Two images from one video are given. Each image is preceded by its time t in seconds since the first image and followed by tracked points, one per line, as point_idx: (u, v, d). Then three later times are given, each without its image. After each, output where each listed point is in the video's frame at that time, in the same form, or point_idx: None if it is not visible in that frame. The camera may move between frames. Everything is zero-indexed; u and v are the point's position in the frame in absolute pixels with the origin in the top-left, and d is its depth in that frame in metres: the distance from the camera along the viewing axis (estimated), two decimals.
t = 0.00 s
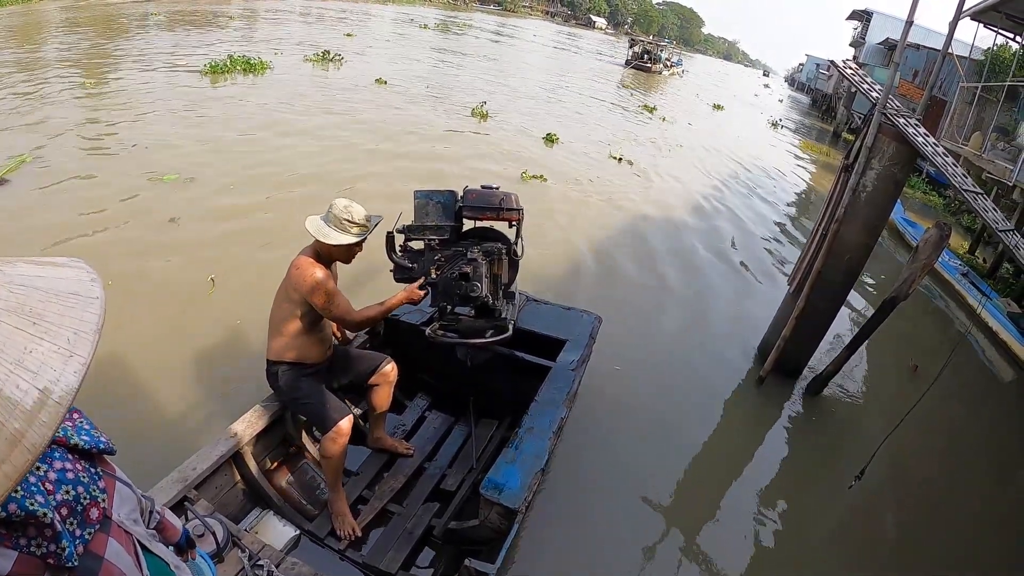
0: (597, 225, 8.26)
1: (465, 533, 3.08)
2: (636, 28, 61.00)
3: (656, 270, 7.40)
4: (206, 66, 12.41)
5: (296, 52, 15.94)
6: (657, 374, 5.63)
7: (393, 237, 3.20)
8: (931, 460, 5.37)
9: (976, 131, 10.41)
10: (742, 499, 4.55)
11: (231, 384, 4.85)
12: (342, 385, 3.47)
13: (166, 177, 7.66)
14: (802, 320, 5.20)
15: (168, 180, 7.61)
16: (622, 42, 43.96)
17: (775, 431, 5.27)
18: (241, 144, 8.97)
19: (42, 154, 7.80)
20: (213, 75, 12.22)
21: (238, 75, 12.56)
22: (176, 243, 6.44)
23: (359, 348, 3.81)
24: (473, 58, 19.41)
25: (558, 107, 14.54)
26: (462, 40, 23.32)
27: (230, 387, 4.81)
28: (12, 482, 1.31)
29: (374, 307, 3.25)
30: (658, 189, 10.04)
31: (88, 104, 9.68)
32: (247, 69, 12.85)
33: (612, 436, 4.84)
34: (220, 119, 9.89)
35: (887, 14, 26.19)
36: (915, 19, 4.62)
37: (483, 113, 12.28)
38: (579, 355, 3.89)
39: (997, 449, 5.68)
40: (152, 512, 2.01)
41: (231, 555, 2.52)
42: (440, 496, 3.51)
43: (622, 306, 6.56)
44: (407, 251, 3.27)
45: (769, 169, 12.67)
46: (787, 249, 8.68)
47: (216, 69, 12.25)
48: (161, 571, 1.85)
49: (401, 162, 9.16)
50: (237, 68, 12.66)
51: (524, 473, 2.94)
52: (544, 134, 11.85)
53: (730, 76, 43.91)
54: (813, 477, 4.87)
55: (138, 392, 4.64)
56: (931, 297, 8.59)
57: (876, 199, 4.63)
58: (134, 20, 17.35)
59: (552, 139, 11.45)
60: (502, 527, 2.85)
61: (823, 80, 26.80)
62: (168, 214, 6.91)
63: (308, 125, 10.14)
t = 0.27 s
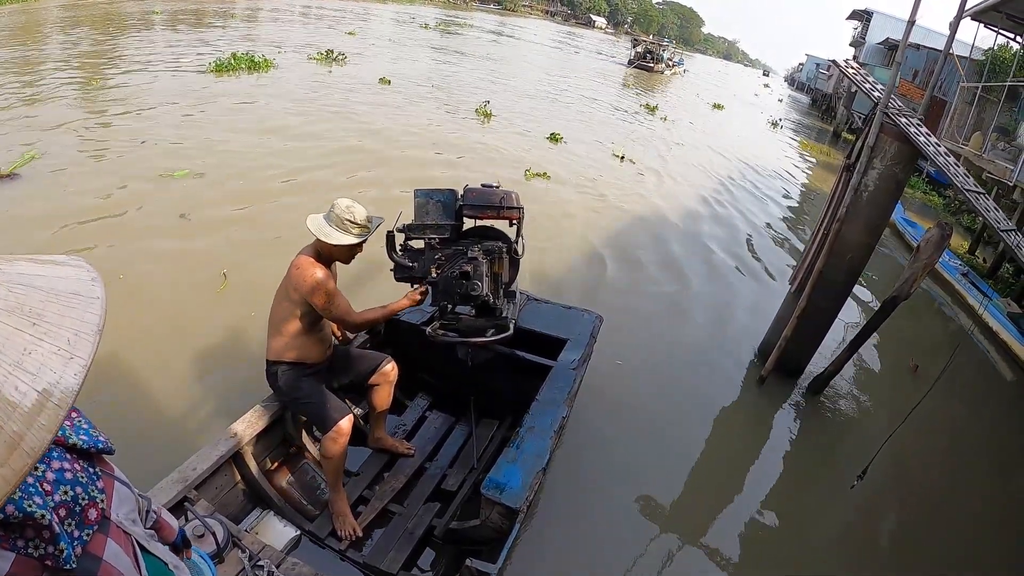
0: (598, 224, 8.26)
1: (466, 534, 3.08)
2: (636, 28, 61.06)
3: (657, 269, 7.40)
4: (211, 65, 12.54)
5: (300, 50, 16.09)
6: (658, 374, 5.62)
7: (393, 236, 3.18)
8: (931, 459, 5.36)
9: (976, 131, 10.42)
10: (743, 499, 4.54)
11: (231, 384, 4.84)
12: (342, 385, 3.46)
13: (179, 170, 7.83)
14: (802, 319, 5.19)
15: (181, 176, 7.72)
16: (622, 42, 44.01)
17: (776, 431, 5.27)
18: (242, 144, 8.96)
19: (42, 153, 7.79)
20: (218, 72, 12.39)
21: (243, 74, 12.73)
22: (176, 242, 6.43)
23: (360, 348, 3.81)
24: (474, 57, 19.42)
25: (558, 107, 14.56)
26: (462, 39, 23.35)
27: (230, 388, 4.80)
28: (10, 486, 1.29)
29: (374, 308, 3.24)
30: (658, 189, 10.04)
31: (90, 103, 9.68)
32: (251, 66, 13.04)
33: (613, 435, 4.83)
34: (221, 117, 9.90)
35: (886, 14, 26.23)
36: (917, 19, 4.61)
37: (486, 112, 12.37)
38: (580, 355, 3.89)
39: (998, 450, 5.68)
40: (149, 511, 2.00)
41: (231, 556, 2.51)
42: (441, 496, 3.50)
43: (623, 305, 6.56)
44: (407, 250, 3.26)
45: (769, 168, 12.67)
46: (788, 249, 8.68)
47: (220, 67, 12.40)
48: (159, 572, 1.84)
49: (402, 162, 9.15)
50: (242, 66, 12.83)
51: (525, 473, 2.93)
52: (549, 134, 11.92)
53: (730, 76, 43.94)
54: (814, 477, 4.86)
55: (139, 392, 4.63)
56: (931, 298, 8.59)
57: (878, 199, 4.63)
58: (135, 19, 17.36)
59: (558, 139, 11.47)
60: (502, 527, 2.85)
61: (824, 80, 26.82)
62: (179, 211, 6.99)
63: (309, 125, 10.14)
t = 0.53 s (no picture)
0: (598, 224, 8.27)
1: (466, 533, 3.08)
2: (635, 28, 61.08)
3: (656, 269, 7.40)
4: (216, 63, 12.68)
5: (303, 49, 16.20)
6: (658, 374, 5.61)
7: (392, 235, 3.19)
8: (931, 459, 5.36)
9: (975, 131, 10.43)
10: (743, 499, 4.54)
11: (230, 384, 4.83)
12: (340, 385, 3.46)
13: (187, 167, 7.93)
14: (802, 319, 5.19)
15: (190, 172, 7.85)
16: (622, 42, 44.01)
17: (776, 430, 5.26)
18: (241, 143, 8.95)
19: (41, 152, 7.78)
20: (221, 71, 12.52)
21: (247, 72, 12.86)
22: (176, 242, 6.43)
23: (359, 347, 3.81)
24: (474, 57, 19.41)
25: (558, 106, 14.57)
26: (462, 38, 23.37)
27: (229, 387, 4.79)
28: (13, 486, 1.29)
29: (374, 310, 3.26)
30: (658, 188, 10.03)
31: (88, 103, 9.67)
32: (256, 64, 13.17)
33: (613, 435, 4.83)
34: (221, 116, 9.91)
35: (886, 13, 26.25)
36: (917, 19, 4.61)
37: (489, 112, 12.43)
38: (580, 354, 3.89)
39: (997, 449, 5.68)
40: (147, 511, 2.00)
41: (231, 556, 2.51)
42: (440, 496, 3.50)
43: (623, 305, 6.56)
44: (406, 250, 3.26)
45: (769, 168, 12.68)
46: (788, 249, 8.68)
47: (224, 66, 12.55)
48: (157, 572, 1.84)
49: (401, 161, 9.14)
50: (245, 64, 12.95)
51: (525, 472, 2.93)
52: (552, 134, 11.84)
53: (729, 75, 43.95)
54: (814, 477, 4.86)
55: (138, 391, 4.63)
56: (930, 297, 8.59)
57: (878, 199, 4.63)
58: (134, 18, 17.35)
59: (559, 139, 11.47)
60: (502, 527, 2.85)
61: (823, 80, 26.80)
62: (189, 206, 7.12)
63: (308, 124, 10.14)
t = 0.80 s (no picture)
0: (598, 223, 8.27)
1: (466, 533, 3.08)
2: (635, 27, 61.11)
3: (657, 268, 7.40)
4: (221, 62, 12.77)
5: (306, 48, 16.30)
6: (658, 374, 5.61)
7: (392, 235, 3.19)
8: (931, 459, 5.36)
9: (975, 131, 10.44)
10: (742, 499, 4.53)
11: (229, 384, 4.82)
12: (340, 384, 3.46)
13: (196, 164, 8.03)
14: (802, 319, 5.19)
15: (199, 168, 7.95)
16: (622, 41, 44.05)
17: (776, 430, 5.26)
18: (241, 142, 8.96)
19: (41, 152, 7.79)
20: (227, 69, 12.66)
21: (252, 71, 12.93)
22: (176, 241, 6.43)
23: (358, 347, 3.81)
24: (474, 56, 19.44)
25: (559, 105, 14.60)
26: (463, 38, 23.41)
27: (228, 387, 4.78)
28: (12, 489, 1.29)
29: (373, 308, 3.24)
30: (658, 188, 10.03)
31: (90, 102, 9.69)
32: (260, 62, 13.25)
33: (612, 435, 4.82)
34: (223, 116, 9.92)
35: (886, 13, 26.27)
36: (917, 19, 4.61)
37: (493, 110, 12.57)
38: (580, 354, 3.89)
39: (997, 450, 5.68)
40: (146, 511, 2.00)
41: (230, 556, 2.52)
42: (440, 496, 3.50)
43: (623, 305, 6.56)
44: (406, 250, 3.26)
45: (770, 168, 12.68)
46: (788, 249, 8.67)
47: (229, 64, 12.63)
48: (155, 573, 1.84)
49: (401, 161, 9.15)
50: (250, 63, 13.03)
51: (525, 472, 2.93)
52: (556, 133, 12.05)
53: (730, 75, 43.98)
54: (814, 477, 4.85)
55: (137, 391, 4.62)
56: (930, 297, 8.58)
57: (878, 199, 4.63)
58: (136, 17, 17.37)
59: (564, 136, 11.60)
60: (502, 526, 2.85)
61: (824, 79, 26.81)
62: (200, 200, 7.25)
63: (309, 123, 10.15)
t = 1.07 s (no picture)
0: (598, 223, 8.28)
1: (466, 533, 3.08)
2: (635, 27, 61.15)
3: (657, 268, 7.40)
4: (226, 61, 12.87)
5: (308, 48, 16.34)
6: (658, 375, 5.60)
7: (392, 235, 3.18)
8: (931, 459, 5.35)
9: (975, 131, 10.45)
10: (742, 499, 4.53)
11: (226, 385, 4.80)
12: (338, 384, 3.46)
13: (205, 161, 8.13)
14: (803, 319, 5.19)
15: (208, 165, 8.06)
16: (622, 41, 44.09)
17: (776, 431, 5.26)
18: (242, 142, 8.96)
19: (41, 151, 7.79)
20: (231, 69, 12.75)
21: (256, 70, 13.00)
22: (176, 241, 6.44)
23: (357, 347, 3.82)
24: (474, 56, 19.47)
25: (559, 105, 14.62)
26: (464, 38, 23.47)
27: (225, 388, 4.77)
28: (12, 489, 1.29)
29: (373, 307, 3.22)
30: (658, 188, 10.04)
31: (90, 102, 9.69)
32: (264, 62, 13.32)
33: (612, 435, 4.82)
34: (224, 115, 9.94)
35: (885, 13, 26.29)
36: (917, 19, 4.60)
37: (496, 108, 12.71)
38: (579, 354, 3.89)
39: (997, 450, 5.67)
40: (143, 513, 1.99)
41: (230, 555, 2.52)
42: (439, 495, 3.50)
43: (622, 305, 6.56)
44: (406, 249, 3.26)
45: (770, 168, 12.68)
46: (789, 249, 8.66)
47: (234, 64, 12.72)
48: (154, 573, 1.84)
49: (402, 160, 9.15)
50: (254, 62, 13.11)
51: (524, 472, 2.93)
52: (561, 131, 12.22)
53: (729, 75, 44.01)
54: (814, 477, 4.85)
55: (135, 390, 4.62)
56: (930, 297, 8.58)
57: (878, 199, 4.63)
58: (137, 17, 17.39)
59: (569, 135, 11.71)
60: (501, 526, 2.85)
61: (824, 79, 26.82)
62: (211, 195, 7.39)
63: (310, 123, 10.16)
